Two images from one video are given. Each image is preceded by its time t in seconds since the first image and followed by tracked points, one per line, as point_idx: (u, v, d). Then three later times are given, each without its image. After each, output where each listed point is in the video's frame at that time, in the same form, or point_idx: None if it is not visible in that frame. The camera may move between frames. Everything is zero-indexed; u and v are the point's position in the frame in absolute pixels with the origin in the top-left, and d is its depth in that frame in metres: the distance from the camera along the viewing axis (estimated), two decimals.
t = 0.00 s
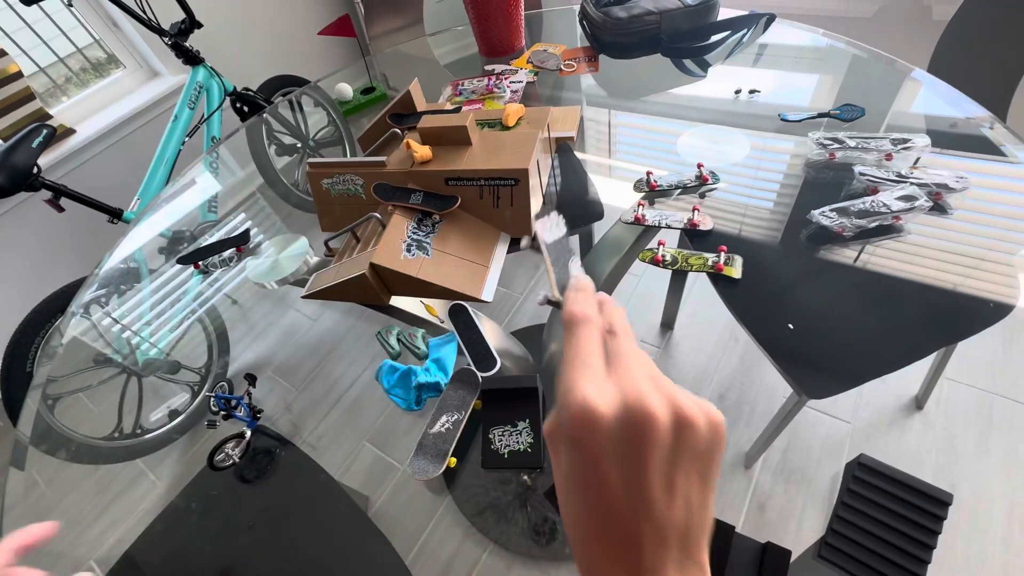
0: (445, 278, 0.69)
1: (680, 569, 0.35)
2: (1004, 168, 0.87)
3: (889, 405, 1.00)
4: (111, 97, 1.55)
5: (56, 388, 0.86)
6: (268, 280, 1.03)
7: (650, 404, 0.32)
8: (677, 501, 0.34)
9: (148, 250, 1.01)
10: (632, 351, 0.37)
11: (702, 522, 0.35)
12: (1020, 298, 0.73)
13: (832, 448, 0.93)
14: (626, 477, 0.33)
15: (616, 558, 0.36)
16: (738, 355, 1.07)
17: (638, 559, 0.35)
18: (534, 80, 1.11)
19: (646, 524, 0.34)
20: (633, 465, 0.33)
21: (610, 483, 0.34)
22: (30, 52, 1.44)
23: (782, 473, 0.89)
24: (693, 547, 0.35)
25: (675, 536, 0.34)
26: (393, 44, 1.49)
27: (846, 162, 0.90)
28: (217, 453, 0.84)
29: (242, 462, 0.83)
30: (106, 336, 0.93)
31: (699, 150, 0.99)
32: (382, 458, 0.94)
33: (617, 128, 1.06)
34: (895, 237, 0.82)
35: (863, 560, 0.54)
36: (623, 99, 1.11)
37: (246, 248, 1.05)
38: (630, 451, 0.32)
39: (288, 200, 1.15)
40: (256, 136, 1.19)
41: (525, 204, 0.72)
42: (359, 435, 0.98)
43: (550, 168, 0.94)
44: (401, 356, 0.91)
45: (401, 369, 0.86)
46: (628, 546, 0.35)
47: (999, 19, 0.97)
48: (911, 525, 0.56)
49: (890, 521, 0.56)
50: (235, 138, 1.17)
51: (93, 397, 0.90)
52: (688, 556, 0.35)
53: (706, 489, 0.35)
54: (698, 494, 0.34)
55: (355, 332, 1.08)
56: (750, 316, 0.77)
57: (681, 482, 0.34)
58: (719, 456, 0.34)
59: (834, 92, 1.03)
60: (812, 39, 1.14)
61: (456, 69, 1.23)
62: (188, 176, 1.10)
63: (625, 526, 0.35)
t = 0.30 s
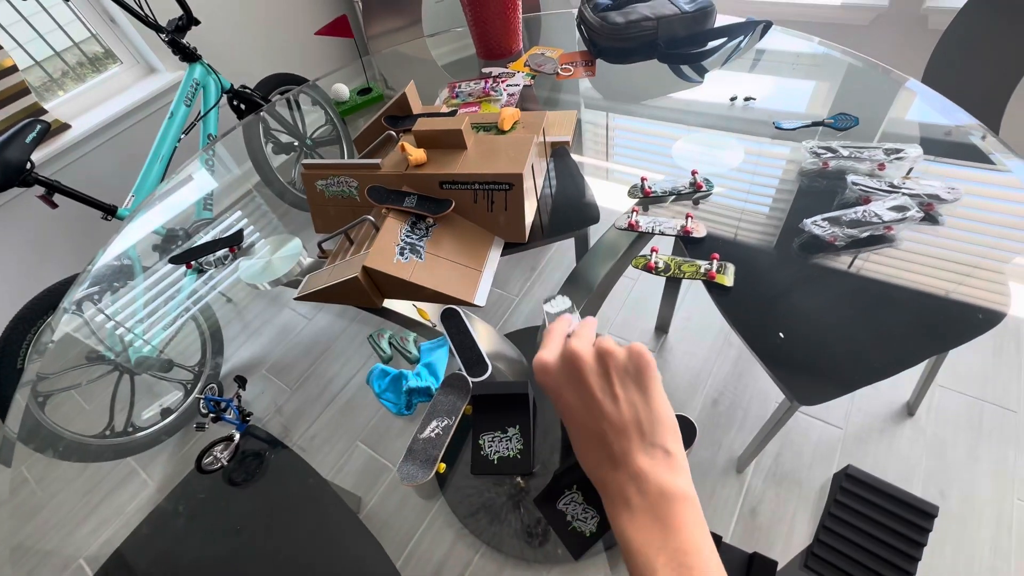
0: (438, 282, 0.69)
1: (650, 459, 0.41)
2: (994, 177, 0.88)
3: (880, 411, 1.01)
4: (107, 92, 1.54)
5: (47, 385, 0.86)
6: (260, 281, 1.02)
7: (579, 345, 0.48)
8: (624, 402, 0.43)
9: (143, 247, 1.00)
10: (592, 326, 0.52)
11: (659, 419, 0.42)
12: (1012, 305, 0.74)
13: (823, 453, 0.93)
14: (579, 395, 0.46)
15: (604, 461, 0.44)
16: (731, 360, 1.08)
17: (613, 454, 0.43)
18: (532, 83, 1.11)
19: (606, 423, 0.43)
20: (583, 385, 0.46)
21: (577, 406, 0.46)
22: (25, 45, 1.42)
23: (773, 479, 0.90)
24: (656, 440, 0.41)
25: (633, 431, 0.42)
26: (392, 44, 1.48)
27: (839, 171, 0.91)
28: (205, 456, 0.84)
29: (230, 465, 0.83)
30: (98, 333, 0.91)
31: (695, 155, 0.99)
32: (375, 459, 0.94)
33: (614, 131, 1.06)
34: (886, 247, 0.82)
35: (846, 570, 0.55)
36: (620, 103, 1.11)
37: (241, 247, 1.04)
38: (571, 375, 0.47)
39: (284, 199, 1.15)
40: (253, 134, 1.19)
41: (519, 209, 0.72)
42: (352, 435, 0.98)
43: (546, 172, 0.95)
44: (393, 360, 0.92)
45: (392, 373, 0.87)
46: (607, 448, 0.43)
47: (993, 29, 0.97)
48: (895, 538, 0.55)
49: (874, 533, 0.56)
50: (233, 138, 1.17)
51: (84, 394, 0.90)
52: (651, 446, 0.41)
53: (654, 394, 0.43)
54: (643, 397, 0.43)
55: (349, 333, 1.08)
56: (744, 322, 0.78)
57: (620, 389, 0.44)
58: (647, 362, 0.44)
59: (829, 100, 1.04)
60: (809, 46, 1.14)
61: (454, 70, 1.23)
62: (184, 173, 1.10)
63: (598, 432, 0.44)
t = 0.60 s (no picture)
0: (435, 284, 0.69)
1: (628, 458, 0.42)
2: (986, 186, 0.88)
3: (871, 416, 1.02)
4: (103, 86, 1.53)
5: (37, 380, 0.85)
6: (256, 279, 1.00)
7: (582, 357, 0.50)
8: (614, 408, 0.45)
9: (138, 242, 1.00)
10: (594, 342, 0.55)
11: (645, 428, 0.44)
12: (1002, 314, 0.74)
13: (816, 457, 0.93)
14: (571, 397, 0.48)
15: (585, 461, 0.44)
16: (725, 364, 1.08)
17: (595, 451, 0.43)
18: (531, 86, 1.11)
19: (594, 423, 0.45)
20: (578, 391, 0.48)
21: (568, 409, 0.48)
22: (20, 36, 1.41)
23: (765, 483, 0.90)
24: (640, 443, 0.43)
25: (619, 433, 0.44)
26: (391, 43, 1.48)
27: (834, 179, 0.91)
28: (200, 455, 0.84)
29: (224, 465, 0.84)
30: (91, 328, 0.92)
31: (692, 160, 1.00)
32: (368, 458, 0.94)
33: (613, 134, 1.06)
34: (880, 255, 0.83)
35: None
36: (618, 106, 1.12)
37: (238, 244, 1.03)
38: (566, 377, 0.49)
39: (281, 197, 1.15)
40: (250, 131, 1.18)
41: (517, 212, 0.72)
42: (346, 434, 0.98)
43: (544, 174, 0.95)
44: (388, 361, 0.92)
45: (387, 374, 0.87)
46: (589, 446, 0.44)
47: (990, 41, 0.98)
48: (884, 544, 0.56)
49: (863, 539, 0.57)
50: (230, 134, 1.17)
51: (76, 390, 0.88)
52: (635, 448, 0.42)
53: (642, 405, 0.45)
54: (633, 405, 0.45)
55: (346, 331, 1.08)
56: (737, 326, 0.78)
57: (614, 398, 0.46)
58: (639, 376, 0.47)
59: (825, 107, 1.05)
60: (806, 53, 1.15)
61: (453, 70, 1.23)
62: (182, 168, 1.10)
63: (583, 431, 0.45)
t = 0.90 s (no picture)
0: (436, 277, 0.70)
1: None
2: (981, 190, 0.89)
3: (863, 417, 1.03)
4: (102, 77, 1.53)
5: (33, 370, 0.85)
6: (255, 272, 1.01)
7: (426, 455, 0.33)
8: (452, 531, 0.30)
9: (135, 233, 1.00)
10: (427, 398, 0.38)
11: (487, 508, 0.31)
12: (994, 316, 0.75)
13: (808, 457, 0.94)
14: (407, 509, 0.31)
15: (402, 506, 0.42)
16: (721, 364, 1.09)
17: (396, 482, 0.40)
18: (532, 83, 1.12)
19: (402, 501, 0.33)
20: (406, 509, 0.31)
21: (383, 523, 0.32)
22: (18, 25, 1.40)
23: (758, 480, 0.91)
24: (474, 544, 0.29)
25: (447, 541, 0.30)
26: (392, 38, 1.48)
27: (831, 180, 0.92)
28: (199, 443, 0.84)
29: (223, 454, 0.83)
30: (87, 319, 0.91)
31: (691, 160, 1.00)
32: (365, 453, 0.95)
33: (613, 133, 1.07)
34: (874, 255, 0.84)
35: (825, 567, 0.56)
36: (618, 105, 1.12)
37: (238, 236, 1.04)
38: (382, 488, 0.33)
39: (280, 190, 1.14)
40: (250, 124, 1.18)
41: (517, 207, 0.73)
42: (343, 428, 0.98)
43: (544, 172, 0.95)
44: (388, 353, 0.90)
45: (386, 366, 0.85)
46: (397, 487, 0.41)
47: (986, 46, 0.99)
48: (874, 536, 0.57)
49: (854, 532, 0.58)
50: (230, 126, 1.17)
51: (71, 380, 0.87)
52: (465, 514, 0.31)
53: (487, 527, 0.30)
54: (475, 525, 0.30)
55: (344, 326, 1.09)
56: (733, 324, 0.79)
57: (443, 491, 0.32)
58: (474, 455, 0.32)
59: (824, 109, 1.06)
60: (806, 55, 1.15)
61: (455, 67, 1.23)
62: (180, 160, 1.10)
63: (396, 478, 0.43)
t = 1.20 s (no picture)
0: (432, 273, 0.70)
1: None
2: (973, 195, 0.90)
3: (855, 418, 1.04)
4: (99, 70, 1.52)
5: (26, 363, 0.85)
6: (252, 266, 0.99)
7: (403, 502, 0.38)
8: (422, 566, 0.35)
9: (131, 227, 0.99)
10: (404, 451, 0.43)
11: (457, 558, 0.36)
12: (983, 319, 0.76)
13: (801, 457, 0.95)
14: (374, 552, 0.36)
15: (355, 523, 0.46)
16: (716, 364, 1.10)
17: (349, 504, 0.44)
18: (531, 82, 1.12)
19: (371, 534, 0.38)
20: (383, 551, 0.36)
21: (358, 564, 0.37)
22: (14, 16, 1.39)
23: (750, 480, 0.92)
24: None
25: None
26: (391, 35, 1.48)
27: (825, 183, 0.93)
28: (193, 436, 0.83)
29: (217, 447, 0.83)
30: (82, 313, 0.90)
31: (688, 161, 1.01)
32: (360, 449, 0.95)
33: (611, 133, 1.07)
34: (866, 257, 0.84)
35: (815, 564, 0.57)
36: (615, 105, 1.13)
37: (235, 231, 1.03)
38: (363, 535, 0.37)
39: (278, 185, 1.14)
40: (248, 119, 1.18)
41: (513, 206, 0.73)
42: (339, 424, 0.98)
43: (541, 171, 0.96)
44: (383, 349, 0.92)
45: (382, 361, 0.85)
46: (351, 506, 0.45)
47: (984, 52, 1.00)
48: (860, 534, 0.58)
49: (841, 529, 0.59)
50: (227, 121, 1.16)
51: (65, 373, 0.88)
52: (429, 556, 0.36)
53: (458, 565, 0.36)
54: (445, 562, 0.36)
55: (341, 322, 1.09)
56: (726, 324, 0.79)
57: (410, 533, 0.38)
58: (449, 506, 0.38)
59: (821, 112, 1.06)
60: (803, 58, 1.16)
61: (454, 65, 1.23)
62: (177, 155, 1.10)
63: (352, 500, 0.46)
